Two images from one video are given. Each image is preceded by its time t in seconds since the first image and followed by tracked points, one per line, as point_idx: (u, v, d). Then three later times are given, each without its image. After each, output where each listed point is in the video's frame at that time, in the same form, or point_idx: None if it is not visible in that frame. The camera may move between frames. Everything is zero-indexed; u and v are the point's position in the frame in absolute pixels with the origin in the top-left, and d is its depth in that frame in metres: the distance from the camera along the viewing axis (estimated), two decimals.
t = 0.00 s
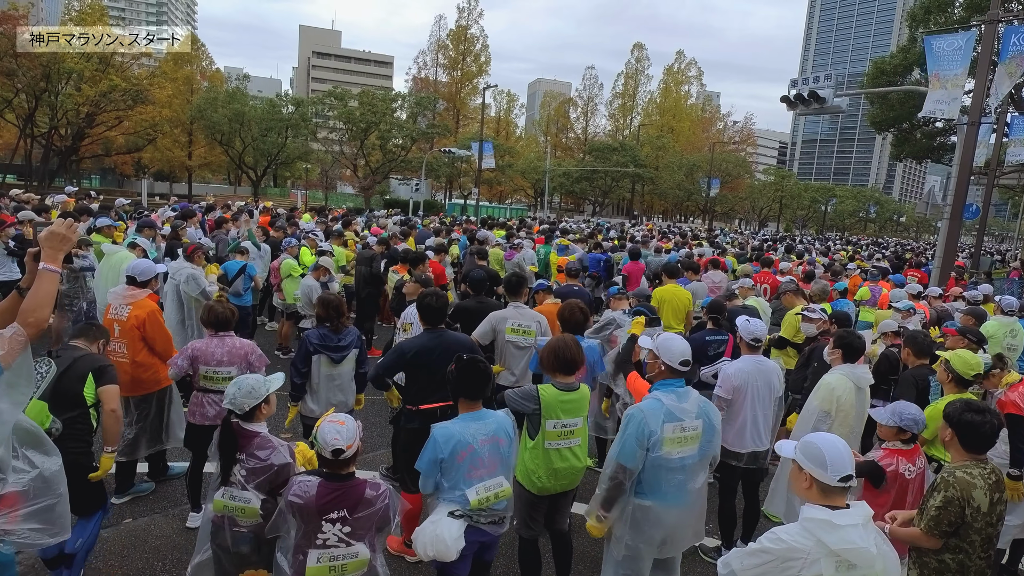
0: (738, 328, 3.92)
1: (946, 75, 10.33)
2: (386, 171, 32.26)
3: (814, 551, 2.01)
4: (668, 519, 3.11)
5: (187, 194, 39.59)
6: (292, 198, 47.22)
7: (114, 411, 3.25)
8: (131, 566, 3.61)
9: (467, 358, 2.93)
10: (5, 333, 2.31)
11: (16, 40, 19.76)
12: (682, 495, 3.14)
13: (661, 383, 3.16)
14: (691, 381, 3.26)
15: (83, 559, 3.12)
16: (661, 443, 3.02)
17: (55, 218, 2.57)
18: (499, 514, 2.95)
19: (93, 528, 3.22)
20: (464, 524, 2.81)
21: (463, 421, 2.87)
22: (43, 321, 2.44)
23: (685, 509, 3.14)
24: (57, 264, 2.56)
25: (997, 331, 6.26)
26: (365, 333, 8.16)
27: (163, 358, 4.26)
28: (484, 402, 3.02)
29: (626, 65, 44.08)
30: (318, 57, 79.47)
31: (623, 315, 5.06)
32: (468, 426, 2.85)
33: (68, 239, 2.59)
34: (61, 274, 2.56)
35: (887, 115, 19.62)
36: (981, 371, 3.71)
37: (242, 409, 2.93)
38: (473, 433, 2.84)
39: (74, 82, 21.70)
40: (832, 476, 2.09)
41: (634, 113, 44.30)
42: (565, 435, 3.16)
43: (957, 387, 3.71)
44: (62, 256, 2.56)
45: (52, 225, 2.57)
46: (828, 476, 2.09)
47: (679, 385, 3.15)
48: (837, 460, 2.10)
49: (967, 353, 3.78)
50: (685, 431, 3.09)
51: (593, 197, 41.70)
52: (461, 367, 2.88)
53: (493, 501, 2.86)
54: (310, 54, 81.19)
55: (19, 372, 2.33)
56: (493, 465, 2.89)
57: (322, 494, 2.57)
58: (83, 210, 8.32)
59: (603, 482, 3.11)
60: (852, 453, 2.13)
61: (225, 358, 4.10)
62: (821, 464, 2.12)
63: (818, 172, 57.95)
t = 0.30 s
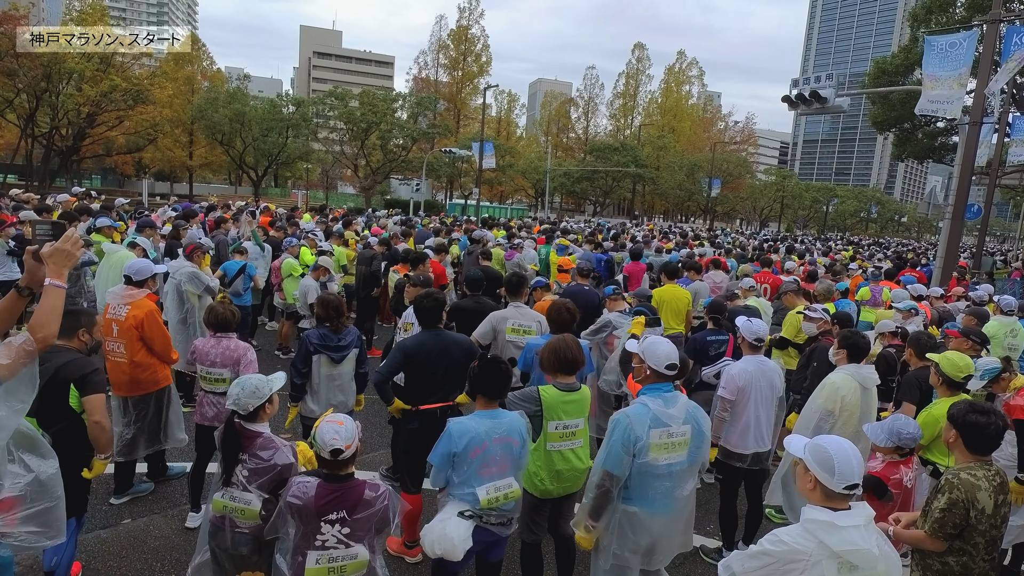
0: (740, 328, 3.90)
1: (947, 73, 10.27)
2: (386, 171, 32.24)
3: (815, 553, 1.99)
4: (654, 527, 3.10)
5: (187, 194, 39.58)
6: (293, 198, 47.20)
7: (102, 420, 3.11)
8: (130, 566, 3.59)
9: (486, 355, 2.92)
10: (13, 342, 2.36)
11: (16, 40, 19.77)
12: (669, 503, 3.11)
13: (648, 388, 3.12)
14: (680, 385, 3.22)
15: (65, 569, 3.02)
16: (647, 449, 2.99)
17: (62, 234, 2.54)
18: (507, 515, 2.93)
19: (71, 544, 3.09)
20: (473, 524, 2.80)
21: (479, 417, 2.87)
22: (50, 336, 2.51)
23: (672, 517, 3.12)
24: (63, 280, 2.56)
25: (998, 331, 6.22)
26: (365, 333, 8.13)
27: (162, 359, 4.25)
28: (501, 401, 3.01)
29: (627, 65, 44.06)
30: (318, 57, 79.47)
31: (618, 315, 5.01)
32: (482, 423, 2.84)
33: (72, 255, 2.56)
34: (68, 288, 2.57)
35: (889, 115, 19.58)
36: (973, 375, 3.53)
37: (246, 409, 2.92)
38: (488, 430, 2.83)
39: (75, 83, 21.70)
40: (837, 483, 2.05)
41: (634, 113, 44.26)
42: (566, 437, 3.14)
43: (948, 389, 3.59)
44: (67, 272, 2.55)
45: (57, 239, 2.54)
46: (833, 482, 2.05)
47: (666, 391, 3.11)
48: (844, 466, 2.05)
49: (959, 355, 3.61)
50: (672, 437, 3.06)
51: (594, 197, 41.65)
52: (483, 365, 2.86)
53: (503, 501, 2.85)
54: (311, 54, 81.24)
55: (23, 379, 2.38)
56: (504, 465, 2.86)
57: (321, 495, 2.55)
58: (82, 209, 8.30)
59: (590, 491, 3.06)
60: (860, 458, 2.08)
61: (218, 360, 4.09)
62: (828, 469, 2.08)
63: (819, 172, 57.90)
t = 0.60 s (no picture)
0: (745, 328, 3.90)
1: (950, 73, 10.25)
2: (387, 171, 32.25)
3: (818, 553, 1.99)
4: (648, 529, 3.10)
5: (189, 194, 39.60)
6: (294, 198, 47.23)
7: (77, 433, 2.95)
8: (132, 566, 3.60)
9: (497, 354, 2.95)
10: (24, 344, 2.41)
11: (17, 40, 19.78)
12: (664, 505, 3.11)
13: (642, 389, 3.12)
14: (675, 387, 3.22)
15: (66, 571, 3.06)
16: (639, 450, 3.00)
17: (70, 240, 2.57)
18: (511, 515, 2.92)
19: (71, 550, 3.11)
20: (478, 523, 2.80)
21: (487, 415, 2.89)
22: (58, 339, 2.50)
23: (668, 519, 3.12)
24: (71, 284, 2.55)
25: (996, 331, 6.22)
26: (366, 333, 8.14)
27: (164, 359, 4.25)
28: (507, 401, 3.03)
29: (628, 66, 44.07)
30: (319, 57, 79.55)
31: (617, 316, 4.96)
32: (489, 420, 2.86)
33: (79, 260, 2.57)
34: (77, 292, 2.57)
35: (890, 115, 19.58)
36: (967, 372, 3.49)
37: (247, 409, 2.90)
38: (494, 428, 2.84)
39: (77, 83, 21.70)
40: (841, 484, 2.05)
41: (635, 113, 44.24)
42: (570, 438, 3.14)
43: (944, 389, 3.55)
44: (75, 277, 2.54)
45: (66, 246, 2.57)
46: (837, 482, 2.05)
47: (661, 392, 3.11)
48: (848, 467, 2.05)
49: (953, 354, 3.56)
50: (666, 439, 3.06)
51: (595, 197, 41.64)
52: (493, 363, 2.91)
53: (509, 501, 2.84)
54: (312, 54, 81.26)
55: (34, 382, 2.43)
56: (511, 463, 2.87)
57: (324, 495, 2.56)
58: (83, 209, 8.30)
59: (584, 492, 3.06)
60: (864, 459, 2.08)
61: (223, 359, 4.07)
62: (831, 470, 2.08)
63: (820, 172, 57.88)
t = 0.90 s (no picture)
0: (750, 328, 3.91)
1: (951, 74, 10.23)
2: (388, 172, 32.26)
3: (824, 553, 1.99)
4: (650, 528, 3.10)
5: (190, 194, 39.61)
6: (296, 199, 47.27)
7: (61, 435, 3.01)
8: (137, 566, 3.60)
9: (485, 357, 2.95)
10: (31, 341, 2.40)
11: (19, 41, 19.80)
12: (666, 505, 3.10)
13: (644, 388, 3.14)
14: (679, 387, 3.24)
15: (65, 570, 3.07)
16: (637, 448, 3.02)
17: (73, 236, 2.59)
18: (511, 517, 2.92)
19: (70, 553, 3.14)
20: (476, 525, 2.79)
21: (479, 418, 2.87)
22: (66, 335, 2.48)
23: (669, 520, 3.12)
24: (77, 280, 2.57)
25: (996, 331, 6.23)
26: (369, 333, 8.16)
27: (168, 360, 4.26)
28: (502, 403, 3.02)
29: (629, 66, 44.07)
30: (320, 57, 79.63)
31: (618, 318, 4.92)
32: (484, 423, 2.85)
33: (83, 256, 2.59)
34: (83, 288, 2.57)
35: (892, 116, 19.58)
36: (976, 373, 3.49)
37: (242, 408, 2.89)
38: (488, 431, 2.83)
39: (78, 83, 21.71)
40: (847, 484, 2.05)
41: (637, 113, 44.23)
42: (575, 439, 3.16)
43: (952, 390, 3.54)
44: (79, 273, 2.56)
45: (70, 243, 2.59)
46: (844, 483, 2.06)
47: (663, 391, 3.12)
48: (855, 467, 2.05)
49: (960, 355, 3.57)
50: (664, 438, 3.06)
51: (596, 197, 41.64)
52: (480, 367, 2.91)
53: (506, 503, 2.83)
54: (313, 54, 81.30)
55: (41, 380, 2.42)
56: (507, 466, 2.86)
57: (330, 494, 2.56)
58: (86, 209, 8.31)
59: (586, 489, 3.14)
60: (870, 460, 2.08)
61: (240, 358, 4.19)
62: (838, 470, 2.08)
63: (821, 173, 57.87)
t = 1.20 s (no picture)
0: (751, 328, 3.91)
1: (953, 76, 10.22)
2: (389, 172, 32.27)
3: (827, 553, 1.99)
4: (655, 526, 3.10)
5: (191, 194, 39.64)
6: (296, 199, 47.29)
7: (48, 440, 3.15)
8: (139, 565, 3.61)
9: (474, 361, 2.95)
10: (35, 341, 2.40)
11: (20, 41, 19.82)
12: (669, 503, 3.10)
13: (654, 384, 3.16)
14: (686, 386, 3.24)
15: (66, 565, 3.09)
16: (641, 443, 3.04)
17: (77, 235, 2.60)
18: (511, 520, 2.92)
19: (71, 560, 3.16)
20: (473, 530, 2.78)
21: (471, 423, 2.87)
22: (70, 333, 2.47)
23: (675, 518, 3.11)
24: (81, 279, 2.56)
25: (997, 332, 6.23)
26: (370, 333, 8.17)
27: (171, 359, 4.27)
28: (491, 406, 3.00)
29: (630, 66, 44.05)
30: (321, 57, 79.66)
31: (618, 318, 4.91)
32: (476, 428, 2.85)
33: (87, 255, 2.60)
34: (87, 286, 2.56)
35: (893, 116, 19.57)
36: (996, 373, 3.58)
37: (242, 407, 2.90)
38: (481, 436, 2.82)
39: (80, 83, 21.71)
40: (850, 484, 2.05)
41: (637, 113, 44.20)
42: (577, 441, 3.16)
43: (968, 388, 3.61)
44: (84, 272, 2.57)
45: (74, 242, 2.60)
46: (847, 484, 2.06)
47: (671, 389, 3.13)
48: (856, 468, 2.06)
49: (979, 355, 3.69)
50: (669, 435, 3.07)
51: (597, 197, 41.63)
52: (468, 371, 2.92)
53: (504, 507, 2.82)
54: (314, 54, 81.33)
55: (44, 378, 2.44)
56: (503, 469, 2.85)
57: (331, 494, 2.57)
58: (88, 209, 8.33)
59: (588, 482, 3.19)
60: (873, 460, 2.08)
61: (243, 355, 4.21)
62: (841, 471, 2.08)
63: (822, 173, 57.85)
